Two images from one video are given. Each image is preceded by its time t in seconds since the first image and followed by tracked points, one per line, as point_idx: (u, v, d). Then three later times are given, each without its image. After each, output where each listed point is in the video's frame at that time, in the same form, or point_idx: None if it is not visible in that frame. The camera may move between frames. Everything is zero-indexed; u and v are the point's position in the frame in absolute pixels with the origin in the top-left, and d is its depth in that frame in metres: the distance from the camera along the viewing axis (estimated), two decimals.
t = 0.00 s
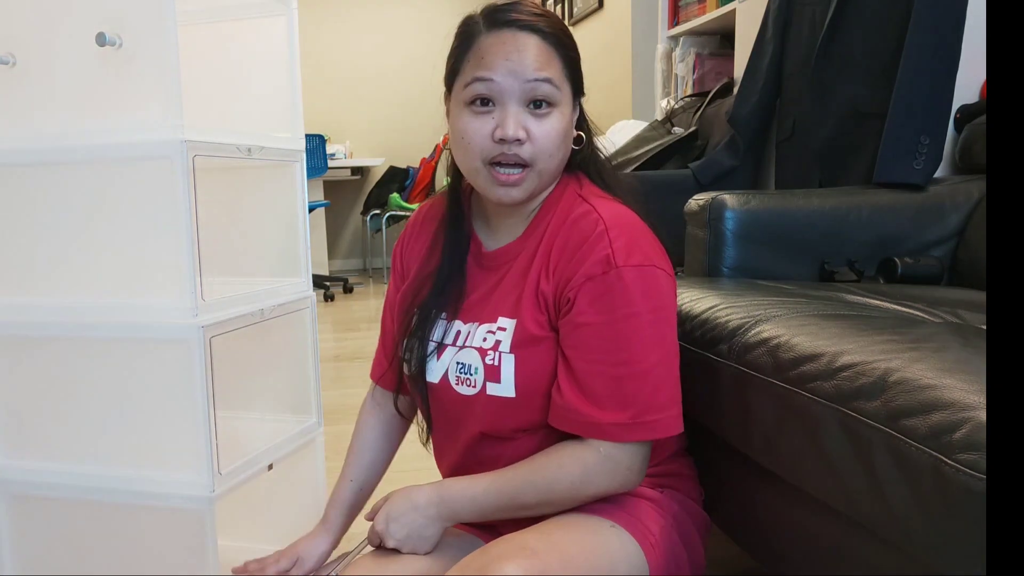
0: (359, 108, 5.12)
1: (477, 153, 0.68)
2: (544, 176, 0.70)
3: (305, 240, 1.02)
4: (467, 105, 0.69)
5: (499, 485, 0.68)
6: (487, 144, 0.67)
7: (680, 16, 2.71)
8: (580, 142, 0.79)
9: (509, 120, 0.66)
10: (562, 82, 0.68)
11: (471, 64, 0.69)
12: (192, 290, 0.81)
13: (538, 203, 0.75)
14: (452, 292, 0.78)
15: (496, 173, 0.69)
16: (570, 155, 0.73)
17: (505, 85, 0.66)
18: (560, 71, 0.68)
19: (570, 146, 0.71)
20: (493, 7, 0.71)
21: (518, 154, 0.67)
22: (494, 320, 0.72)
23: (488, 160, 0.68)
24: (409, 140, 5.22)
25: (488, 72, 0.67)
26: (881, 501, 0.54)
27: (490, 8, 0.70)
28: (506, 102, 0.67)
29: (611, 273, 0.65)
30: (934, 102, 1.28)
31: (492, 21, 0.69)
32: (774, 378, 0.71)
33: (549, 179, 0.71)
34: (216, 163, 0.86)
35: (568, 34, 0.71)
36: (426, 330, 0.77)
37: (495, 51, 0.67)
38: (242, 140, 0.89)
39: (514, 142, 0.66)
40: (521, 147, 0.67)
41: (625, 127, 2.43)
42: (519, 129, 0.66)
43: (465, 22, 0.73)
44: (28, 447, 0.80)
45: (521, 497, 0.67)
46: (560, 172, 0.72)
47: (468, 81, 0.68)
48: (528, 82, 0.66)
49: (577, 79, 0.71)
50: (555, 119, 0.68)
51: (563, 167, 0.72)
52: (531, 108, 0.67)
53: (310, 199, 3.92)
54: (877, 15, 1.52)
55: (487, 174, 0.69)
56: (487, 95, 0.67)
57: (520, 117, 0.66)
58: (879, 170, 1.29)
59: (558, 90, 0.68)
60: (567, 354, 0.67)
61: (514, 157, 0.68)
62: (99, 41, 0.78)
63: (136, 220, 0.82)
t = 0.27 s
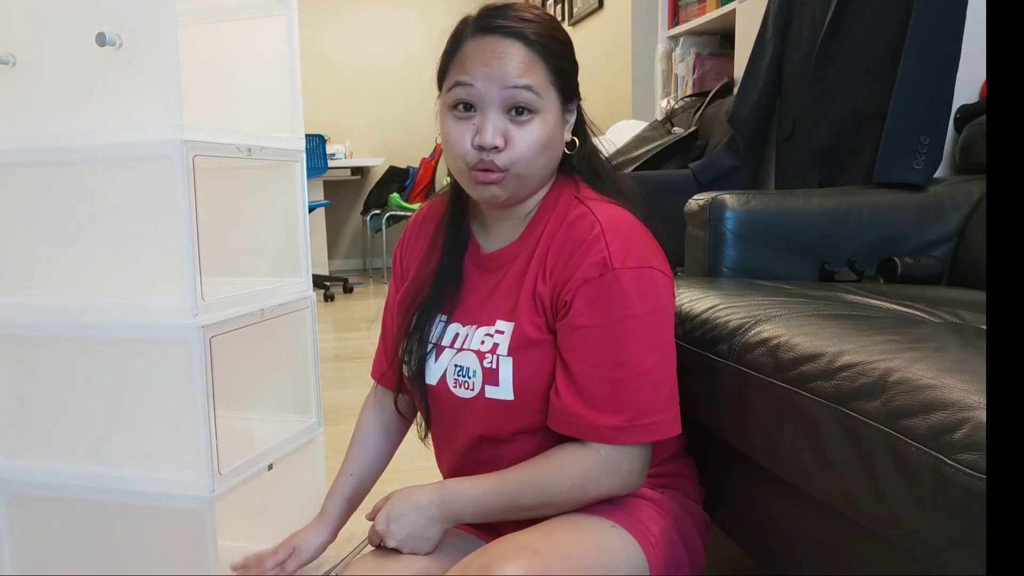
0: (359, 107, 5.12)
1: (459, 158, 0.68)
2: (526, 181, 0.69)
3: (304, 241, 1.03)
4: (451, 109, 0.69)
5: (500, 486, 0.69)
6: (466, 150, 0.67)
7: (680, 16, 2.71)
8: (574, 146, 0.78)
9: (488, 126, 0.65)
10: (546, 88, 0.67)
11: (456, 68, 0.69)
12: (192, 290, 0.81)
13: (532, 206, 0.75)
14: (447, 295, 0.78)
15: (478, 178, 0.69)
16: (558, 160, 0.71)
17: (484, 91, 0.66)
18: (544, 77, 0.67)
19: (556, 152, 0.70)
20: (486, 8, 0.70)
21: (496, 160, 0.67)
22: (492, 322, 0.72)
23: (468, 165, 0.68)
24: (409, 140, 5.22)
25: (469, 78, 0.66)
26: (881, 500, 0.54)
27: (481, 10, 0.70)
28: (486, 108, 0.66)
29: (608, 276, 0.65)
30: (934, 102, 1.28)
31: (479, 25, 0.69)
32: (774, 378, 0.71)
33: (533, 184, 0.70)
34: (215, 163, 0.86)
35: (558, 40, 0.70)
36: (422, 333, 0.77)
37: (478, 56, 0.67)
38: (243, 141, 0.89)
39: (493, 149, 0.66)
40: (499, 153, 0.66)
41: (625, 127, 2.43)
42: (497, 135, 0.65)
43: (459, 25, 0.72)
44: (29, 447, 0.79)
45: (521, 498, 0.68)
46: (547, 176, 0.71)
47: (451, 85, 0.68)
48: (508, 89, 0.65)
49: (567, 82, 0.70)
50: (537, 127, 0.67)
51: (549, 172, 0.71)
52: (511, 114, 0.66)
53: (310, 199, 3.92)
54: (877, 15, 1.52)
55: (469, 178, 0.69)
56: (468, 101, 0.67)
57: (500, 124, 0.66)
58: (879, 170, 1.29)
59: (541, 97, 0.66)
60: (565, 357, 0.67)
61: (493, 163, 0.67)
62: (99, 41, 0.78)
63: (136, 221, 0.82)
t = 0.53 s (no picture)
0: (359, 107, 5.12)
1: (454, 161, 0.68)
2: (521, 184, 0.69)
3: (304, 240, 1.02)
4: (445, 113, 0.69)
5: (499, 487, 0.69)
6: (461, 154, 0.67)
7: (680, 16, 2.71)
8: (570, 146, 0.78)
9: (482, 129, 0.66)
10: (539, 91, 0.67)
11: (449, 72, 0.69)
12: (192, 290, 0.81)
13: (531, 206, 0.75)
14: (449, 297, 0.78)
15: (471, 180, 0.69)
16: (554, 161, 0.71)
17: (477, 95, 0.66)
18: (538, 80, 0.67)
19: (552, 154, 0.70)
20: (481, 10, 0.70)
21: (490, 163, 0.67)
22: (490, 323, 0.72)
23: (463, 168, 0.68)
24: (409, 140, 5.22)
25: (462, 82, 0.67)
26: (882, 501, 0.54)
27: (475, 13, 0.70)
28: (480, 112, 0.66)
29: (605, 276, 0.65)
30: (934, 102, 1.28)
31: (472, 29, 0.69)
32: (774, 378, 0.71)
33: (528, 186, 0.70)
34: (216, 163, 0.86)
35: (553, 41, 0.70)
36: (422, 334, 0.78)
37: (471, 60, 0.67)
38: (243, 141, 0.89)
39: (487, 152, 0.66)
40: (493, 157, 0.66)
41: (625, 127, 2.43)
42: (491, 138, 0.65)
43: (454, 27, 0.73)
44: (29, 448, 0.79)
45: (521, 498, 0.68)
46: (543, 178, 0.71)
47: (445, 89, 0.68)
48: (501, 92, 0.66)
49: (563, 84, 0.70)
50: (531, 129, 0.67)
51: (545, 174, 0.71)
52: (505, 117, 0.66)
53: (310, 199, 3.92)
54: (877, 15, 1.52)
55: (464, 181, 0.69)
56: (461, 105, 0.67)
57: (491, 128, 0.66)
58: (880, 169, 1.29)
59: (534, 100, 0.66)
60: (563, 357, 0.67)
61: (487, 166, 0.67)
62: (99, 41, 0.78)
63: (135, 221, 0.82)
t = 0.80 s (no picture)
0: (359, 108, 5.12)
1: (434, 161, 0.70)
2: (493, 185, 0.68)
3: (304, 241, 1.01)
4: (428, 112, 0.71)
5: (501, 489, 0.69)
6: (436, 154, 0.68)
7: (680, 16, 2.71)
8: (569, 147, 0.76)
9: (447, 130, 0.67)
10: (505, 94, 0.66)
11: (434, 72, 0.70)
12: (192, 290, 0.80)
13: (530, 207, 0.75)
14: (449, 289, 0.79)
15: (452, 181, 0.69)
16: (534, 164, 0.70)
17: (446, 98, 0.67)
18: (509, 83, 0.66)
19: (528, 156, 0.69)
20: (472, 12, 0.70)
21: (457, 165, 0.67)
22: (493, 323, 0.72)
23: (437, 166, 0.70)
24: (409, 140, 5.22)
25: (437, 85, 0.68)
26: (882, 500, 0.54)
27: (463, 16, 0.70)
28: (449, 115, 0.67)
29: (609, 283, 0.65)
30: (934, 102, 1.28)
31: (454, 33, 0.69)
32: (775, 378, 0.71)
33: (505, 187, 0.69)
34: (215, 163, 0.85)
35: (537, 44, 0.68)
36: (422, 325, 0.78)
37: (448, 61, 0.68)
38: (243, 140, 0.88)
39: (453, 154, 0.67)
40: (458, 158, 0.67)
41: (625, 127, 2.43)
42: (454, 139, 0.66)
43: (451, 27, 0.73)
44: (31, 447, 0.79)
45: (522, 502, 0.68)
46: (522, 181, 0.70)
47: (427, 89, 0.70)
48: (466, 94, 0.66)
49: (544, 86, 0.68)
50: (497, 132, 0.66)
51: (523, 176, 0.70)
52: (472, 119, 0.66)
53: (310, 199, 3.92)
54: (877, 15, 1.52)
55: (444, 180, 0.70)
56: (436, 108, 0.68)
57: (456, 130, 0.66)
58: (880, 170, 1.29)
59: (501, 103, 0.66)
60: (565, 362, 0.67)
61: (455, 167, 0.68)
62: (99, 41, 0.78)
63: (134, 221, 0.81)
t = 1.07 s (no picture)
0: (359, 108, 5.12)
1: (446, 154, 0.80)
2: (482, 182, 0.77)
3: (305, 240, 1.03)
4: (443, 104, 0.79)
5: (502, 491, 0.73)
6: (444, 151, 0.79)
7: (681, 16, 2.72)
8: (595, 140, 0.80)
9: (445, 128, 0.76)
10: (484, 100, 0.73)
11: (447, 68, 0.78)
12: (192, 288, 0.84)
13: (540, 203, 0.81)
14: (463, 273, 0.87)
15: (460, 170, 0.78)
16: (522, 166, 0.76)
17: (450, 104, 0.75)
18: (494, 89, 0.72)
19: (512, 158, 0.75)
20: (482, 11, 0.76)
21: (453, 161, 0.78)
22: (499, 315, 0.77)
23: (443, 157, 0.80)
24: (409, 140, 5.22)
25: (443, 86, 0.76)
26: (883, 502, 0.54)
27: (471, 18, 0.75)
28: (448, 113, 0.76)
29: (616, 292, 0.68)
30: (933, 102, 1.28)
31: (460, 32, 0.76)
32: (774, 378, 0.71)
33: (496, 184, 0.77)
34: (215, 165, 0.88)
35: (530, 48, 0.72)
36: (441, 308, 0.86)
37: (453, 60, 0.75)
38: (242, 141, 0.91)
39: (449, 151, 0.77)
40: (452, 154, 0.77)
41: (625, 127, 2.43)
42: (449, 138, 0.76)
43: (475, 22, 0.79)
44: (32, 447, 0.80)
45: (523, 506, 0.71)
46: (512, 179, 0.77)
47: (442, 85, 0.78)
48: (458, 99, 0.74)
49: (533, 91, 0.73)
50: (480, 135, 0.74)
51: (511, 175, 0.77)
52: (463, 120, 0.74)
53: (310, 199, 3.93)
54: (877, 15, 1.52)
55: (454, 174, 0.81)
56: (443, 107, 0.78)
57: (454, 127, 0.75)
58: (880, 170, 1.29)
59: (485, 109, 0.73)
60: (565, 365, 0.70)
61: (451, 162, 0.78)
62: (99, 41, 0.79)
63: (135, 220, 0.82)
